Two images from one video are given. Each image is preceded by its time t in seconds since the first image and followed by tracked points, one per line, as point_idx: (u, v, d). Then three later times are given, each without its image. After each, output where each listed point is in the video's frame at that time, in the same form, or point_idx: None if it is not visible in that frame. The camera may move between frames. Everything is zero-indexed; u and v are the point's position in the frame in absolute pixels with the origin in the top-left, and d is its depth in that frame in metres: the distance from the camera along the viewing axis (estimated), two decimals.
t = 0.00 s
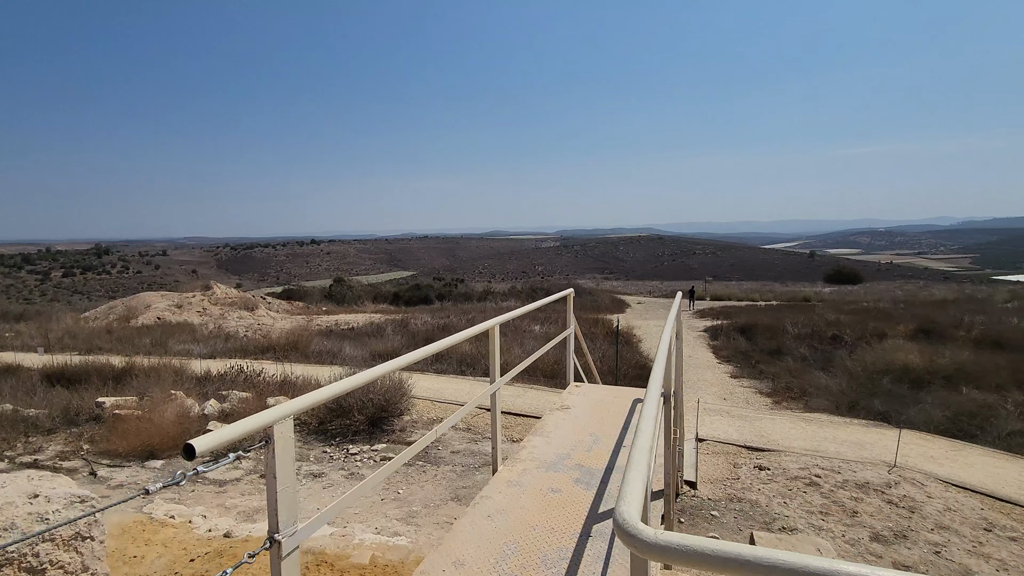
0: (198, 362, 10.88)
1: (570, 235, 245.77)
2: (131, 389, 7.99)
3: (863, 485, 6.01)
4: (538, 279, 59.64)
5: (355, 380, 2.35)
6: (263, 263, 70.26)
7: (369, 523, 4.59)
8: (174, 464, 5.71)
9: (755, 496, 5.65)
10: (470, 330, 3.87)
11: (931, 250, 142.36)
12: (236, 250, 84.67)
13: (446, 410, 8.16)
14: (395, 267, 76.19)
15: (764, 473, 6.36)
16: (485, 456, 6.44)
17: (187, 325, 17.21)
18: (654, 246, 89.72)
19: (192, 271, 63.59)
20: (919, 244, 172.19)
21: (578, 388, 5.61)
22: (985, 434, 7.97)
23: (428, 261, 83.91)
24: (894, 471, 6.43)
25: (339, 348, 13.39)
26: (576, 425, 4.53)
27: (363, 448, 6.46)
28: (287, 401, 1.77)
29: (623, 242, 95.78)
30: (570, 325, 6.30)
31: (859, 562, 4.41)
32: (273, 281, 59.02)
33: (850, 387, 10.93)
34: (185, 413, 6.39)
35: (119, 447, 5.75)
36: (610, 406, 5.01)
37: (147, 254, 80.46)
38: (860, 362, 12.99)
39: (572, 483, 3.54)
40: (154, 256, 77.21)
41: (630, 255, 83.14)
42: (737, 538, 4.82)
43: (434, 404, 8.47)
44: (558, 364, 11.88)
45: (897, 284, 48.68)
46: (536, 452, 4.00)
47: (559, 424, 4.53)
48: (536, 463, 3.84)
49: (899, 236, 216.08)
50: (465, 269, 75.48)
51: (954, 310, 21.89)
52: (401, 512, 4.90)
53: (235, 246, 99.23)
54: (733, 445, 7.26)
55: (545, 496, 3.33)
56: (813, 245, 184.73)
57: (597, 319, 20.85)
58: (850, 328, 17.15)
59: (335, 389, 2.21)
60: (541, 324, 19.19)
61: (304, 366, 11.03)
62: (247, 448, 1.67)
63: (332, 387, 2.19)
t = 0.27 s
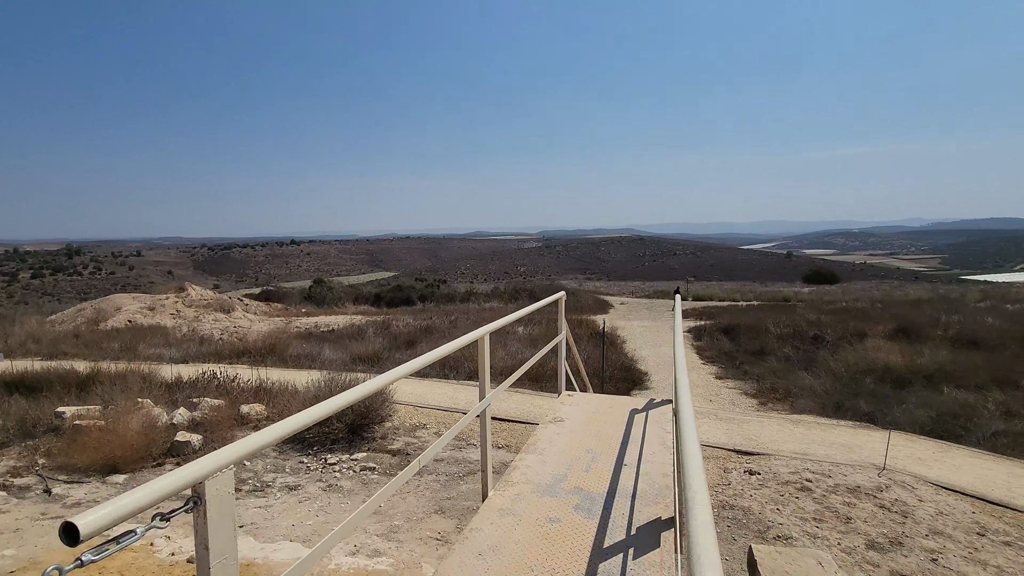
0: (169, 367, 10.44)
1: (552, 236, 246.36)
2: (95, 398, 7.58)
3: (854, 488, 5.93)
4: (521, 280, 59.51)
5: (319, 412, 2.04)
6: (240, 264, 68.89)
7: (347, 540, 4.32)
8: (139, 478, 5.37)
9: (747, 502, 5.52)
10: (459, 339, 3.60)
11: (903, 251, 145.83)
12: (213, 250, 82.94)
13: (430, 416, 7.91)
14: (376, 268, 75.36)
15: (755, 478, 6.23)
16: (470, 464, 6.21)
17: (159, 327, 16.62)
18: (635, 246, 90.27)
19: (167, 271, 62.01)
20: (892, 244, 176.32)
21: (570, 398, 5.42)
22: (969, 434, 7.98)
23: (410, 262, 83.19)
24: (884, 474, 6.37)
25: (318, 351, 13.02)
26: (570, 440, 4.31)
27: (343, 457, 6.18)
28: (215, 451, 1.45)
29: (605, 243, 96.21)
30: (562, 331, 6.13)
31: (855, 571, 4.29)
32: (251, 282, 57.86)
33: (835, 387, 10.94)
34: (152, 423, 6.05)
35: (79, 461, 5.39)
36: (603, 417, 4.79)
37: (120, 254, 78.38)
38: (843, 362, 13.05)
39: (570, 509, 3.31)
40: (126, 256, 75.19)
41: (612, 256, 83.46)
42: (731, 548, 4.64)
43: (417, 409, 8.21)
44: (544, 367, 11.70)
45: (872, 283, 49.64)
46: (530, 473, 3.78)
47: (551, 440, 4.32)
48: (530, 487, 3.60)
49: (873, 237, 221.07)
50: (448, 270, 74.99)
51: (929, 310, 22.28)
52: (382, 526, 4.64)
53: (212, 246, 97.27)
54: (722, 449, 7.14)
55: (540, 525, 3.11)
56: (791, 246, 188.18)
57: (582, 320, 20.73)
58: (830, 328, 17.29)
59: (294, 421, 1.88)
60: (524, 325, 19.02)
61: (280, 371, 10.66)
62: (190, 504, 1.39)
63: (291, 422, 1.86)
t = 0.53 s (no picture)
0: (122, 373, 9.85)
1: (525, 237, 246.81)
2: (38, 409, 7.04)
3: (832, 490, 5.91)
4: (494, 280, 59.35)
5: (291, 434, 1.61)
6: (204, 264, 66.70)
7: (313, 560, 4.03)
8: (84, 496, 4.96)
9: (728, 507, 5.43)
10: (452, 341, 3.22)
11: (862, 252, 151.12)
12: (175, 250, 80.10)
13: (403, 422, 7.62)
14: (347, 268, 74.04)
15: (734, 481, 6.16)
16: (445, 472, 5.98)
17: (114, 331, 15.78)
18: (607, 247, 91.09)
19: (125, 272, 59.54)
20: (852, 245, 182.55)
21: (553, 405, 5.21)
22: (937, 432, 8.13)
23: (381, 262, 82.00)
24: (860, 474, 6.40)
25: (284, 355, 12.54)
26: (558, 455, 3.99)
27: (310, 468, 5.86)
28: (148, 500, 1.09)
29: (577, 243, 96.80)
30: (544, 335, 5.90)
31: None
32: (215, 283, 56.03)
33: (807, 387, 11.07)
34: (100, 436, 5.61)
35: (15, 479, 4.93)
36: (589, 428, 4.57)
37: (74, 254, 74.99)
38: (812, 361, 13.26)
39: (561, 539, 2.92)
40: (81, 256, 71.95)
41: (584, 256, 83.99)
42: (714, 556, 4.53)
43: (388, 415, 7.91)
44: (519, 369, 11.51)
45: (835, 283, 51.13)
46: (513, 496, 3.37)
47: (536, 456, 3.93)
48: (517, 512, 3.18)
49: (834, 239, 228.48)
50: (420, 271, 74.21)
51: (890, 309, 22.99)
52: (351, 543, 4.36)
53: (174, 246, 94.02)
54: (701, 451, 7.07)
55: (530, 560, 2.71)
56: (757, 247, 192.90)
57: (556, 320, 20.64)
58: (798, 327, 17.61)
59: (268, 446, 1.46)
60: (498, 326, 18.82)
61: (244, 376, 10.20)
62: (97, 561, 1.09)
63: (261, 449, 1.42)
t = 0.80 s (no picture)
0: (53, 385, 9.10)
1: (485, 235, 246.24)
2: None
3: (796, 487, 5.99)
4: (455, 279, 58.90)
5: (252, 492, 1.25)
6: (147, 265, 63.37)
7: None
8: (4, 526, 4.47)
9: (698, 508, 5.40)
10: (432, 352, 2.85)
11: (808, 249, 158.13)
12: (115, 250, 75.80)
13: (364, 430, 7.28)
14: (302, 268, 71.89)
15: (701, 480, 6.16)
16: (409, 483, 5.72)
17: (45, 338, 14.66)
18: (567, 245, 91.91)
19: (60, 273, 55.93)
20: (798, 244, 190.67)
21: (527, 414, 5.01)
22: (889, 423, 8.43)
23: (338, 262, 80.01)
24: (821, 468, 6.52)
25: (235, 360, 11.91)
26: (539, 475, 3.71)
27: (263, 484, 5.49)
28: None
29: (537, 242, 97.21)
30: (517, 342, 5.63)
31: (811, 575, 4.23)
32: (160, 285, 53.29)
33: (765, 382, 11.32)
34: (25, 457, 5.10)
35: None
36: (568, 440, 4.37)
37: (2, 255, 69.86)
38: (769, 356, 13.60)
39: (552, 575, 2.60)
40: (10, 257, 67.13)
41: (544, 255, 84.40)
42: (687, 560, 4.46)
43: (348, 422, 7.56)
44: (483, 370, 11.31)
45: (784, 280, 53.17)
46: (495, 528, 3.02)
47: (517, 480, 3.60)
48: (499, 546, 2.84)
49: (782, 237, 238.10)
50: (378, 270, 72.82)
51: (837, 304, 23.98)
52: (309, 565, 4.06)
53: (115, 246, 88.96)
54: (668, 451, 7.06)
55: None
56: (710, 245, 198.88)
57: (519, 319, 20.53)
58: (754, 323, 18.10)
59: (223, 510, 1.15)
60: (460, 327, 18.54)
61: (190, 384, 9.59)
62: None
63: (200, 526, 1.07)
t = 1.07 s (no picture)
0: None
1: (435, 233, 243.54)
2: None
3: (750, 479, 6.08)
4: (404, 278, 57.86)
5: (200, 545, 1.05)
6: (67, 265, 58.68)
7: None
8: None
9: (658, 505, 5.37)
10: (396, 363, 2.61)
11: (746, 247, 165.36)
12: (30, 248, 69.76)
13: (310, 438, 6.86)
14: (242, 267, 68.60)
15: (660, 476, 6.16)
16: (361, 493, 5.41)
17: None
18: (517, 243, 92.07)
19: None
20: (738, 241, 199.15)
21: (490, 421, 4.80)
22: (831, 413, 8.77)
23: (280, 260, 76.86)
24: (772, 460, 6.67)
25: (166, 366, 11.07)
26: (511, 492, 3.51)
27: (197, 502, 5.03)
28: None
29: (487, 239, 96.88)
30: (479, 345, 5.36)
31: (770, 569, 4.26)
32: (82, 287, 49.42)
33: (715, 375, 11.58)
34: None
35: None
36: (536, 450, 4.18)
37: None
38: (716, 350, 13.98)
39: None
40: None
41: (494, 253, 84.31)
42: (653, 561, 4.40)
43: (293, 430, 7.12)
44: (437, 371, 11.01)
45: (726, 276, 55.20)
46: (464, 558, 2.79)
47: (486, 499, 3.38)
48: None
49: (722, 234, 248.10)
50: (324, 269, 70.49)
51: (776, 298, 25.05)
52: None
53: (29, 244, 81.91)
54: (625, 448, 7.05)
55: None
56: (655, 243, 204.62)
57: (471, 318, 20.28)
58: (700, 318, 18.60)
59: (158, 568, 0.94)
60: (411, 326, 18.10)
61: (114, 395, 8.80)
62: None
63: None
